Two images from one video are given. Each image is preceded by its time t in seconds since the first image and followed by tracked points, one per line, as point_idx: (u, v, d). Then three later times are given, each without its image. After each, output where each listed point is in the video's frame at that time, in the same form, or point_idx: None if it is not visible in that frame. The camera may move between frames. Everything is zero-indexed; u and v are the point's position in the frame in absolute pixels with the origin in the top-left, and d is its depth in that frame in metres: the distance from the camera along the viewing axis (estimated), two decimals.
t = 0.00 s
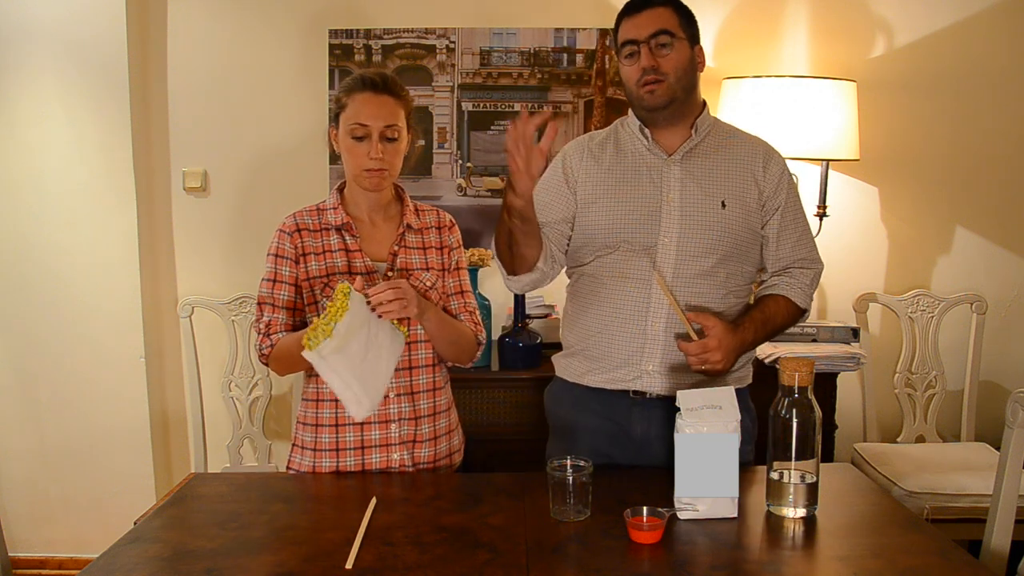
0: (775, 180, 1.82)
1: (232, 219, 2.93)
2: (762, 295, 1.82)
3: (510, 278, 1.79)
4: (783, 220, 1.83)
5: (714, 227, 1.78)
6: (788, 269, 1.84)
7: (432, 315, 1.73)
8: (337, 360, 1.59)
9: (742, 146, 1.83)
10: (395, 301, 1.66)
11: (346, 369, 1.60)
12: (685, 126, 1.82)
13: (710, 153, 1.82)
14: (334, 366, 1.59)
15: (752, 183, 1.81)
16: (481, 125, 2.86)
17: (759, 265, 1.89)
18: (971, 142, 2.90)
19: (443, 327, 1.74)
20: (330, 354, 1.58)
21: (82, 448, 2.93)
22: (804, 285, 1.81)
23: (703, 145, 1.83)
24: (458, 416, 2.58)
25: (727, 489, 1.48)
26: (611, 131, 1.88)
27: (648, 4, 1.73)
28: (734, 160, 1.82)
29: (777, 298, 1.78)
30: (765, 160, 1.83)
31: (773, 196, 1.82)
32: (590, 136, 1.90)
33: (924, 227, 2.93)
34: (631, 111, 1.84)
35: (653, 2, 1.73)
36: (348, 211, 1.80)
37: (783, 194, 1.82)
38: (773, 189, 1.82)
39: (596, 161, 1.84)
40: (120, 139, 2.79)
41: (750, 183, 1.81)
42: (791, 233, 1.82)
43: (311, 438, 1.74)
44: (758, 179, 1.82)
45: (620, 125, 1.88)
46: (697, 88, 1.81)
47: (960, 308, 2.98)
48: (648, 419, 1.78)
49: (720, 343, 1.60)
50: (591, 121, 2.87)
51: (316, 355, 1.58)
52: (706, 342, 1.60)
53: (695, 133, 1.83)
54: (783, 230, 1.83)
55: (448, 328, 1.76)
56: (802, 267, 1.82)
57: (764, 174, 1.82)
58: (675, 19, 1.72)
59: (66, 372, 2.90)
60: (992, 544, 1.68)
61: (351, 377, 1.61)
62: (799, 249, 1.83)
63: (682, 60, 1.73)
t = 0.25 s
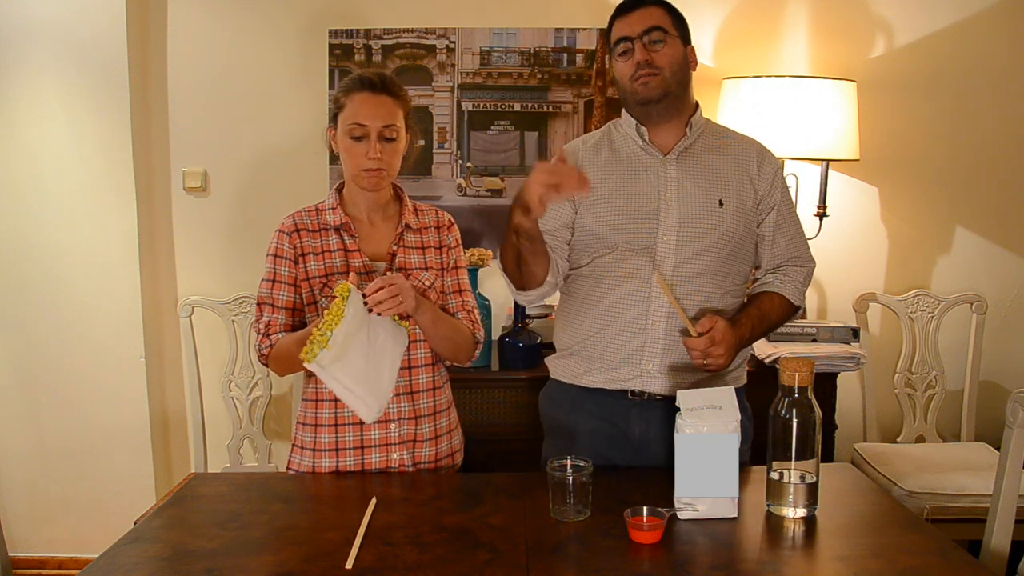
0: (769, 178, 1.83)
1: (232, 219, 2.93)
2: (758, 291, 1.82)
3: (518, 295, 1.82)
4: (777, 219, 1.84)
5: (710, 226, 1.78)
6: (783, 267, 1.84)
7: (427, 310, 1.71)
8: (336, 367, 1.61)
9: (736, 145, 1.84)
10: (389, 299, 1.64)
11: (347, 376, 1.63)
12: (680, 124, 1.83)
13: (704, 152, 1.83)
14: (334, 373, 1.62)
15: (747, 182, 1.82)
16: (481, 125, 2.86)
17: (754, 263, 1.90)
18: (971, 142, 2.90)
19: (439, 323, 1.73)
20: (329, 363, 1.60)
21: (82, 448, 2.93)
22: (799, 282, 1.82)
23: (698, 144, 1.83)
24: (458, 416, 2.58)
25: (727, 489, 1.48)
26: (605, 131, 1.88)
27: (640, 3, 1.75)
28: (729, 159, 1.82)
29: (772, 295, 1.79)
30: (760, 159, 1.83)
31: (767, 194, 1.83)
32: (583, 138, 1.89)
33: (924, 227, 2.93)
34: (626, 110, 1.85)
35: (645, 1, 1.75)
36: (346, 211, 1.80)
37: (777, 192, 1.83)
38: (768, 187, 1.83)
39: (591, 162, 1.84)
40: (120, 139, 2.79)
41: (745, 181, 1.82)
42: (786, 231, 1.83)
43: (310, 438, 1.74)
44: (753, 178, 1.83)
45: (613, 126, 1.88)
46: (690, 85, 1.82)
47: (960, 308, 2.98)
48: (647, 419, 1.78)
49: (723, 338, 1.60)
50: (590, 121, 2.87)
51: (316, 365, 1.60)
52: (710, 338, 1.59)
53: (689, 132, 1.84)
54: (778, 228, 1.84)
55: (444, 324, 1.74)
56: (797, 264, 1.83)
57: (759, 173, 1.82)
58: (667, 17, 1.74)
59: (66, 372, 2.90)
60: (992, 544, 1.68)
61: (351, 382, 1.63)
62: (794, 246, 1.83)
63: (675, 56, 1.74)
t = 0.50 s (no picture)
0: (766, 177, 1.83)
1: (232, 219, 2.93)
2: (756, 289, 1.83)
3: (511, 284, 1.78)
4: (774, 217, 1.84)
5: (708, 225, 1.78)
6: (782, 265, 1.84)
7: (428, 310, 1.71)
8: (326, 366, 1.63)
9: (732, 144, 1.84)
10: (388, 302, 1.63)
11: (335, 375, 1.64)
12: (676, 123, 1.83)
13: (701, 152, 1.83)
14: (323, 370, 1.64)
15: (744, 180, 1.82)
16: (481, 126, 2.86)
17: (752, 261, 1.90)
18: (971, 142, 2.90)
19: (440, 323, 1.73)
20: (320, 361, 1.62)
21: (82, 448, 2.93)
22: (797, 280, 1.82)
23: (694, 143, 1.83)
24: (458, 416, 2.58)
25: (727, 489, 1.48)
26: (601, 131, 1.88)
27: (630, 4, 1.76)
28: (726, 158, 1.82)
29: (770, 293, 1.79)
30: (756, 158, 1.84)
31: (764, 193, 1.83)
32: (579, 139, 1.89)
33: (924, 227, 2.93)
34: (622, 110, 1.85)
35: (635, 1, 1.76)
36: (345, 211, 1.80)
37: (774, 191, 1.84)
38: (765, 186, 1.83)
39: (587, 163, 1.84)
40: (120, 139, 2.79)
41: (742, 180, 1.82)
42: (783, 230, 1.84)
43: (310, 438, 1.74)
44: (750, 177, 1.83)
45: (609, 126, 1.88)
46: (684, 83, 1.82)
47: (960, 308, 2.98)
48: (647, 420, 1.78)
49: (723, 335, 1.60)
50: (591, 121, 2.87)
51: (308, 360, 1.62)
52: (710, 335, 1.59)
53: (685, 131, 1.84)
54: (775, 225, 1.84)
55: (445, 325, 1.74)
56: (794, 262, 1.83)
57: (756, 171, 1.83)
58: (658, 17, 1.75)
59: (66, 372, 2.90)
60: (992, 544, 1.68)
61: (339, 381, 1.65)
62: (791, 244, 1.84)
63: (668, 54, 1.74)
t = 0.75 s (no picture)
0: (767, 175, 1.83)
1: (232, 219, 2.93)
2: (759, 286, 1.82)
3: (519, 300, 1.80)
4: (775, 214, 1.84)
5: (709, 223, 1.78)
6: (784, 262, 1.84)
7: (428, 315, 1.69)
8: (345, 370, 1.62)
9: (733, 142, 1.84)
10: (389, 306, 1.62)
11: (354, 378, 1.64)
12: (676, 122, 1.83)
13: (701, 150, 1.83)
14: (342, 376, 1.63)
15: (745, 178, 1.82)
16: (481, 126, 2.86)
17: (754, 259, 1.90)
18: (971, 142, 2.90)
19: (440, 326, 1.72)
20: (340, 368, 1.61)
21: (82, 448, 2.93)
22: (800, 277, 1.82)
23: (695, 141, 1.83)
24: (458, 416, 2.58)
25: (727, 489, 1.48)
26: (601, 131, 1.88)
27: (629, 3, 1.77)
28: (726, 157, 1.82)
29: (772, 290, 1.79)
30: (757, 156, 1.84)
31: (765, 191, 1.83)
32: (579, 140, 1.90)
33: (924, 227, 2.93)
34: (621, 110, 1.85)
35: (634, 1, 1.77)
36: (345, 211, 1.80)
37: (775, 188, 1.84)
38: (765, 184, 1.83)
39: (588, 163, 1.85)
40: (120, 139, 2.79)
41: (743, 178, 1.82)
42: (785, 228, 1.83)
43: (309, 438, 1.74)
44: (751, 175, 1.83)
45: (609, 127, 1.88)
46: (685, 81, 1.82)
47: (960, 308, 2.98)
48: (647, 420, 1.78)
49: (726, 330, 1.60)
50: (590, 121, 2.87)
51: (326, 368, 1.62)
52: (712, 330, 1.59)
53: (686, 130, 1.84)
54: (777, 223, 1.84)
55: (445, 328, 1.73)
56: (796, 258, 1.83)
57: (756, 169, 1.83)
58: (656, 15, 1.75)
59: (66, 372, 2.90)
60: (992, 544, 1.68)
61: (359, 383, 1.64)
62: (793, 241, 1.84)
63: (667, 51, 1.75)
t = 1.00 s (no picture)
0: (769, 176, 1.83)
1: (232, 220, 2.93)
2: (759, 286, 1.82)
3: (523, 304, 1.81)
4: (777, 215, 1.83)
5: (710, 223, 1.78)
6: (786, 262, 1.83)
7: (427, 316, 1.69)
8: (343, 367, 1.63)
9: (735, 143, 1.84)
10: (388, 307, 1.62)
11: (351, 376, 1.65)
12: (678, 122, 1.83)
13: (702, 150, 1.83)
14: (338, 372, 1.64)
15: (747, 179, 1.82)
16: (481, 126, 2.86)
17: (756, 260, 1.90)
18: (971, 142, 2.90)
19: (440, 327, 1.72)
20: (340, 366, 1.61)
21: (82, 448, 2.93)
22: (802, 278, 1.81)
23: (696, 142, 1.83)
24: (458, 416, 2.58)
25: (727, 489, 1.48)
26: (603, 131, 1.89)
27: (633, 2, 1.77)
28: (728, 157, 1.82)
29: (773, 290, 1.78)
30: (759, 157, 1.83)
31: (768, 191, 1.83)
32: (581, 139, 1.90)
33: (924, 227, 2.93)
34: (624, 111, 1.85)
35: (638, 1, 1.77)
36: (345, 211, 1.80)
37: (778, 189, 1.83)
38: (767, 184, 1.83)
39: (589, 163, 1.85)
40: (120, 139, 2.79)
41: (744, 178, 1.81)
42: (788, 229, 1.83)
43: (309, 438, 1.74)
44: (753, 176, 1.83)
45: (611, 127, 1.88)
46: (688, 81, 1.82)
47: (960, 308, 2.98)
48: (647, 420, 1.78)
49: (724, 326, 1.60)
50: (591, 121, 2.87)
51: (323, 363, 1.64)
52: (711, 327, 1.59)
53: (688, 130, 1.83)
54: (778, 224, 1.84)
55: (445, 329, 1.73)
56: (798, 259, 1.83)
57: (758, 171, 1.82)
58: (660, 15, 1.75)
59: (66, 372, 2.90)
60: (992, 544, 1.68)
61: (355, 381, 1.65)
62: (795, 242, 1.83)
63: (671, 52, 1.74)
